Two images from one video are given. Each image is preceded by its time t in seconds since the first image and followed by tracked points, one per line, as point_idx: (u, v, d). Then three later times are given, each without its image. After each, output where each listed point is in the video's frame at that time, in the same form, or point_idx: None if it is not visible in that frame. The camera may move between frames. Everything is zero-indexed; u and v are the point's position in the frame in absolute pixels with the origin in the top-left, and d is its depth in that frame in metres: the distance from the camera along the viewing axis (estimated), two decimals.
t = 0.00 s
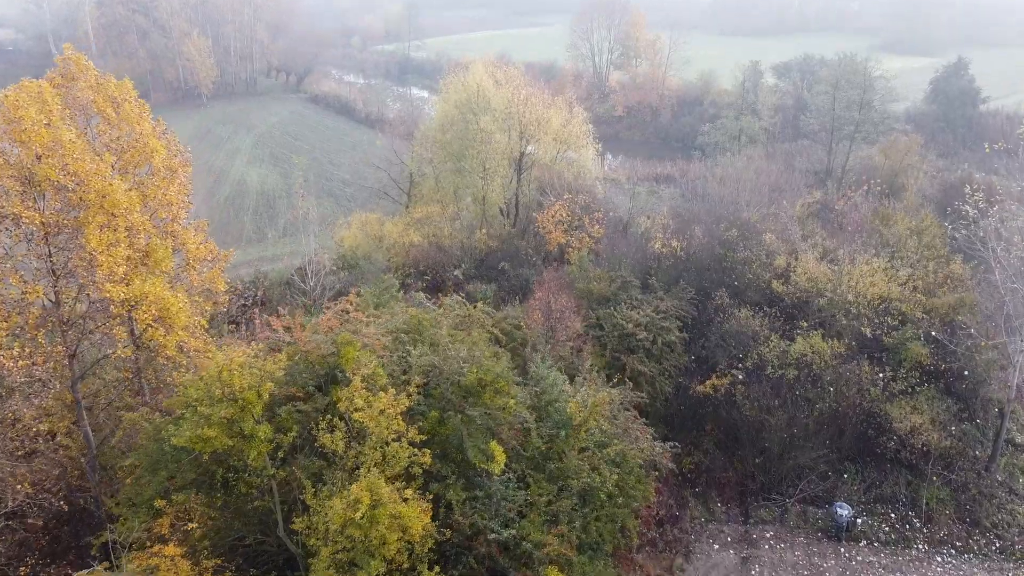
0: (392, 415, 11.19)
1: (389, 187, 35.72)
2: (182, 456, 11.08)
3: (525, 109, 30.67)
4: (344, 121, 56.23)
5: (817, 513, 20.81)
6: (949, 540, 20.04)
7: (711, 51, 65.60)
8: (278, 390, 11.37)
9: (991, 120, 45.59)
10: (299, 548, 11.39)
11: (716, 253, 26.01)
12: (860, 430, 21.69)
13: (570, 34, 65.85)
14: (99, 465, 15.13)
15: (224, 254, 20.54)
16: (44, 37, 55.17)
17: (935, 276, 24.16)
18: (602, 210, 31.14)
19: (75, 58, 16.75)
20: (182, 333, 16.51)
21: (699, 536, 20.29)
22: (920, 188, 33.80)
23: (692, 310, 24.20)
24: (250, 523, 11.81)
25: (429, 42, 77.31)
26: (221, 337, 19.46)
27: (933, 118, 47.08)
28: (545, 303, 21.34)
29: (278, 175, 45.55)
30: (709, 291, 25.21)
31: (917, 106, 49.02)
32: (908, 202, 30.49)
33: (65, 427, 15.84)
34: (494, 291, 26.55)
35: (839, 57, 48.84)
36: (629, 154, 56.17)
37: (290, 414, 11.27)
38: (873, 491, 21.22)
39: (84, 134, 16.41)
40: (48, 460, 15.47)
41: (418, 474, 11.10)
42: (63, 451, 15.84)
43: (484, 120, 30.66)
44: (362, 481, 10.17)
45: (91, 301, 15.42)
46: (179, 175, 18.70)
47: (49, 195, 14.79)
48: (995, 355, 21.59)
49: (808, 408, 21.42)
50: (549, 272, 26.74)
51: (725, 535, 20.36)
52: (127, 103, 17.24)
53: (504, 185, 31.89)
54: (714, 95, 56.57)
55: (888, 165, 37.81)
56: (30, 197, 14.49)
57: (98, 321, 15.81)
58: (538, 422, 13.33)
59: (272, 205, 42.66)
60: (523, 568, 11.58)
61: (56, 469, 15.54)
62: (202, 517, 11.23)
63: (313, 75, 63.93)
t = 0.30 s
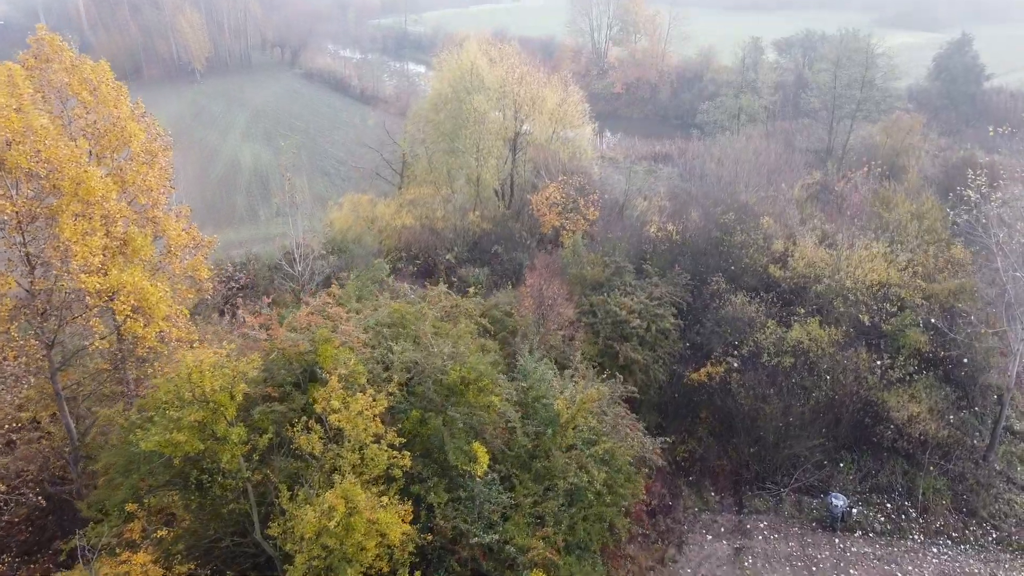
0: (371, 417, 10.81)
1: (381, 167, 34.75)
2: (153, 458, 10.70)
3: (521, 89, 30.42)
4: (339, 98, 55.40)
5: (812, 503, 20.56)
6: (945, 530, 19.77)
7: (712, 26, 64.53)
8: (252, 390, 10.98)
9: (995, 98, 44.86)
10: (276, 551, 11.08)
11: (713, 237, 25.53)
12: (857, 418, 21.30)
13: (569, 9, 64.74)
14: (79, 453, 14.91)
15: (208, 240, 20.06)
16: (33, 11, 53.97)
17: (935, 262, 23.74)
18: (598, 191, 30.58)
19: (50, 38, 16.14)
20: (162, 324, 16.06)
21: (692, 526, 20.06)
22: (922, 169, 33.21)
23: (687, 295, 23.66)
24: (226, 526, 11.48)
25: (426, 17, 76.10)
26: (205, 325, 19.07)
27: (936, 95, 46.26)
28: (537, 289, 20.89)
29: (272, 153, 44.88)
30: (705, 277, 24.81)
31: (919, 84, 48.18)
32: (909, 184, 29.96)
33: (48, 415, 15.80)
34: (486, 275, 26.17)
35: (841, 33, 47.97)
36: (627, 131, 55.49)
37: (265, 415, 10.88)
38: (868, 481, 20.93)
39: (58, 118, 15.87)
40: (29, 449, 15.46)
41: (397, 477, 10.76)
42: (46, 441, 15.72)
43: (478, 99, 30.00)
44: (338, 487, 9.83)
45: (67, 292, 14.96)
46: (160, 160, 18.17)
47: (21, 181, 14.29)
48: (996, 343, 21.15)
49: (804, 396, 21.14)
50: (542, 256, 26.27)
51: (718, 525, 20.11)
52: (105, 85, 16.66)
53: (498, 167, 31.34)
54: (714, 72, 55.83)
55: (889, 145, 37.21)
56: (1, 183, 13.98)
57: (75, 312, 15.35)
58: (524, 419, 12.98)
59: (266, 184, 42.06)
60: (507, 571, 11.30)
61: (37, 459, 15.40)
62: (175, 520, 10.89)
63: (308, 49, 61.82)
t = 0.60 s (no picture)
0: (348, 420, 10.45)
1: (374, 147, 34.08)
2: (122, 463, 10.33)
3: (515, 67, 29.31)
4: (333, 74, 54.56)
5: (807, 493, 20.29)
6: (941, 521, 19.51)
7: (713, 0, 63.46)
8: (225, 392, 10.60)
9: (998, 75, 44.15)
10: (252, 557, 10.78)
11: (709, 220, 25.03)
12: (853, 407, 21.04)
13: None
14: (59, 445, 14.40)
15: (192, 226, 19.57)
16: None
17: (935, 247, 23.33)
18: (593, 173, 30.06)
19: (22, 20, 15.54)
20: (141, 315, 15.63)
21: (685, 517, 19.84)
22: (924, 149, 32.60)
23: (682, 281, 23.24)
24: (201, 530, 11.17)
25: None
26: (189, 314, 18.67)
27: (939, 72, 45.43)
28: (529, 276, 20.45)
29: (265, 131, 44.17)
30: (701, 262, 24.38)
31: (923, 60, 47.28)
32: (910, 165, 29.42)
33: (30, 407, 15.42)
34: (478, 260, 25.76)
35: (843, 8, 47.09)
36: (626, 108, 54.68)
37: (239, 417, 10.52)
38: (864, 472, 20.63)
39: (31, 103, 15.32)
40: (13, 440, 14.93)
41: (375, 483, 10.42)
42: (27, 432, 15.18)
43: (471, 78, 29.31)
44: (312, 497, 9.49)
45: (42, 283, 14.53)
46: (139, 145, 17.62)
47: None
48: (996, 332, 20.77)
49: (800, 386, 20.88)
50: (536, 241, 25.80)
51: (712, 516, 19.88)
52: (80, 68, 16.06)
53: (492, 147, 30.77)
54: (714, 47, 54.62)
55: (891, 124, 36.58)
56: None
57: (50, 303, 14.91)
58: (510, 417, 12.64)
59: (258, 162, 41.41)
60: None
61: (19, 450, 14.97)
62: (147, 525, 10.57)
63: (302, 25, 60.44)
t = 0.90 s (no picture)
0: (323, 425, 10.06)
1: (366, 128, 33.44)
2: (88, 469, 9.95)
3: (510, 47, 28.66)
4: (329, 50, 53.68)
5: (801, 485, 20.00)
6: (937, 513, 19.25)
7: None
8: (196, 396, 10.21)
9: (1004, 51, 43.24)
10: (225, 566, 10.43)
11: (706, 204, 24.53)
12: (850, 397, 20.64)
13: None
14: (39, 440, 14.26)
15: (174, 213, 19.06)
16: None
17: (936, 233, 22.84)
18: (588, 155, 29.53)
19: None
20: (120, 307, 15.17)
21: (678, 509, 19.58)
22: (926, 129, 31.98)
23: (677, 268, 22.89)
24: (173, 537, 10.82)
25: None
26: (172, 305, 18.26)
27: (943, 49, 44.50)
28: (519, 264, 20.03)
29: (258, 109, 43.40)
30: (696, 248, 23.92)
31: (927, 36, 46.34)
32: (912, 147, 28.85)
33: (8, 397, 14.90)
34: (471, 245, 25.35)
35: None
36: (626, 85, 54.17)
37: (211, 422, 10.12)
38: (860, 462, 20.30)
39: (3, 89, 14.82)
40: None
41: (351, 490, 10.05)
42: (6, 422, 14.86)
43: (465, 58, 28.67)
44: (282, 507, 9.12)
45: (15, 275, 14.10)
46: (118, 131, 17.13)
47: None
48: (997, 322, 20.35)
49: (796, 376, 20.51)
50: (529, 226, 25.35)
51: (705, 508, 19.62)
52: (53, 51, 15.52)
53: (486, 128, 30.13)
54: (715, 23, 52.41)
55: (893, 103, 35.88)
56: None
57: (25, 295, 14.47)
58: (494, 418, 12.26)
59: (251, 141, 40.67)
60: None
61: None
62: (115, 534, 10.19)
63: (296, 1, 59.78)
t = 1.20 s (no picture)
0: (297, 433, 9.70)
1: (357, 108, 32.81)
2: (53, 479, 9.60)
3: (501, 23, 27.93)
4: (323, 26, 52.73)
5: (796, 476, 19.72)
6: (933, 507, 18.97)
7: None
8: (165, 403, 9.84)
9: (1009, 28, 42.42)
10: None
11: (702, 188, 24.03)
12: (846, 388, 20.41)
13: None
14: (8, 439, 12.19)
15: (154, 202, 18.56)
16: None
17: (936, 219, 22.37)
18: (583, 137, 29.01)
19: None
20: (97, 300, 14.78)
21: (670, 501, 19.29)
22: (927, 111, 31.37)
23: (671, 255, 22.43)
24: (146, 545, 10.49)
25: None
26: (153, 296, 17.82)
27: (947, 25, 43.61)
28: (510, 252, 19.59)
29: (251, 88, 42.45)
30: (692, 234, 23.45)
31: (931, 11, 45.44)
32: (914, 128, 28.27)
33: None
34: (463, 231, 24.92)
35: None
36: (624, 61, 53.31)
37: (179, 430, 9.75)
38: (856, 454, 20.03)
39: None
40: None
41: (325, 500, 9.71)
42: None
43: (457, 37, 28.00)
44: (251, 522, 8.76)
45: None
46: (95, 116, 16.61)
47: None
48: (997, 312, 19.94)
49: (792, 366, 20.10)
50: (522, 211, 24.88)
51: (698, 500, 19.33)
52: (24, 35, 14.95)
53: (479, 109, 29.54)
54: None
55: (895, 82, 35.18)
56: None
57: None
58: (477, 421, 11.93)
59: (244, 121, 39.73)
60: None
61: None
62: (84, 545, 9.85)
63: None
